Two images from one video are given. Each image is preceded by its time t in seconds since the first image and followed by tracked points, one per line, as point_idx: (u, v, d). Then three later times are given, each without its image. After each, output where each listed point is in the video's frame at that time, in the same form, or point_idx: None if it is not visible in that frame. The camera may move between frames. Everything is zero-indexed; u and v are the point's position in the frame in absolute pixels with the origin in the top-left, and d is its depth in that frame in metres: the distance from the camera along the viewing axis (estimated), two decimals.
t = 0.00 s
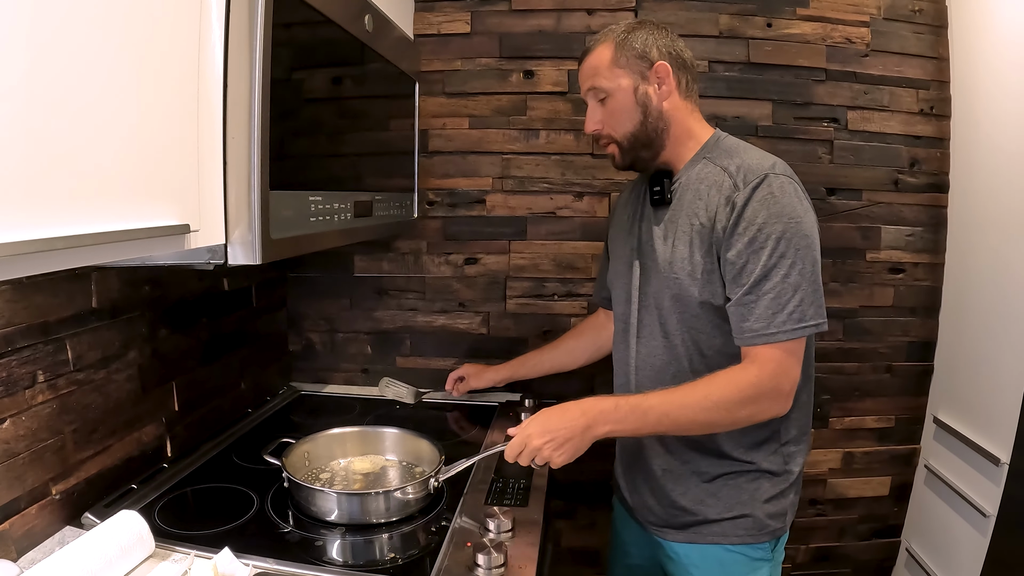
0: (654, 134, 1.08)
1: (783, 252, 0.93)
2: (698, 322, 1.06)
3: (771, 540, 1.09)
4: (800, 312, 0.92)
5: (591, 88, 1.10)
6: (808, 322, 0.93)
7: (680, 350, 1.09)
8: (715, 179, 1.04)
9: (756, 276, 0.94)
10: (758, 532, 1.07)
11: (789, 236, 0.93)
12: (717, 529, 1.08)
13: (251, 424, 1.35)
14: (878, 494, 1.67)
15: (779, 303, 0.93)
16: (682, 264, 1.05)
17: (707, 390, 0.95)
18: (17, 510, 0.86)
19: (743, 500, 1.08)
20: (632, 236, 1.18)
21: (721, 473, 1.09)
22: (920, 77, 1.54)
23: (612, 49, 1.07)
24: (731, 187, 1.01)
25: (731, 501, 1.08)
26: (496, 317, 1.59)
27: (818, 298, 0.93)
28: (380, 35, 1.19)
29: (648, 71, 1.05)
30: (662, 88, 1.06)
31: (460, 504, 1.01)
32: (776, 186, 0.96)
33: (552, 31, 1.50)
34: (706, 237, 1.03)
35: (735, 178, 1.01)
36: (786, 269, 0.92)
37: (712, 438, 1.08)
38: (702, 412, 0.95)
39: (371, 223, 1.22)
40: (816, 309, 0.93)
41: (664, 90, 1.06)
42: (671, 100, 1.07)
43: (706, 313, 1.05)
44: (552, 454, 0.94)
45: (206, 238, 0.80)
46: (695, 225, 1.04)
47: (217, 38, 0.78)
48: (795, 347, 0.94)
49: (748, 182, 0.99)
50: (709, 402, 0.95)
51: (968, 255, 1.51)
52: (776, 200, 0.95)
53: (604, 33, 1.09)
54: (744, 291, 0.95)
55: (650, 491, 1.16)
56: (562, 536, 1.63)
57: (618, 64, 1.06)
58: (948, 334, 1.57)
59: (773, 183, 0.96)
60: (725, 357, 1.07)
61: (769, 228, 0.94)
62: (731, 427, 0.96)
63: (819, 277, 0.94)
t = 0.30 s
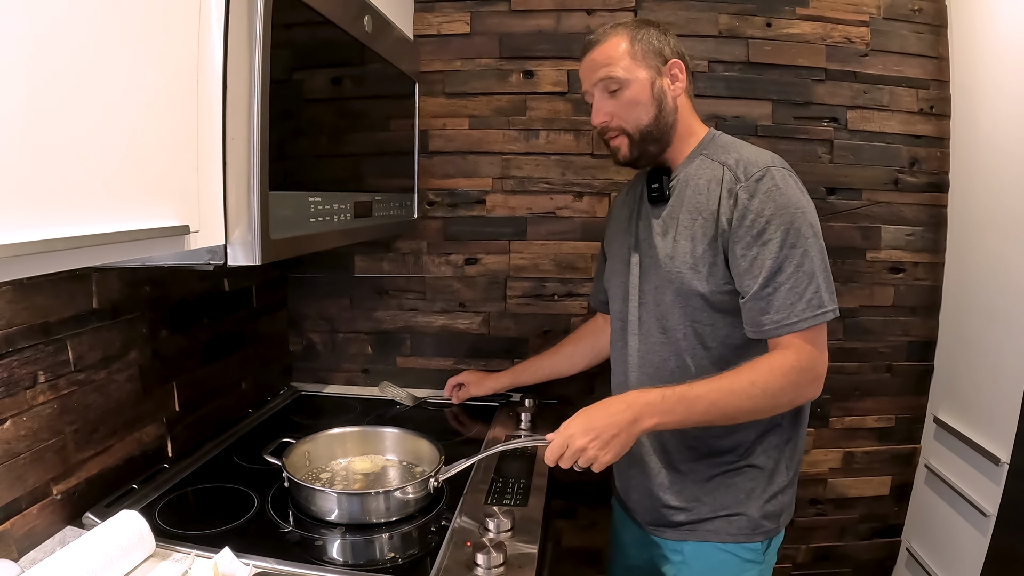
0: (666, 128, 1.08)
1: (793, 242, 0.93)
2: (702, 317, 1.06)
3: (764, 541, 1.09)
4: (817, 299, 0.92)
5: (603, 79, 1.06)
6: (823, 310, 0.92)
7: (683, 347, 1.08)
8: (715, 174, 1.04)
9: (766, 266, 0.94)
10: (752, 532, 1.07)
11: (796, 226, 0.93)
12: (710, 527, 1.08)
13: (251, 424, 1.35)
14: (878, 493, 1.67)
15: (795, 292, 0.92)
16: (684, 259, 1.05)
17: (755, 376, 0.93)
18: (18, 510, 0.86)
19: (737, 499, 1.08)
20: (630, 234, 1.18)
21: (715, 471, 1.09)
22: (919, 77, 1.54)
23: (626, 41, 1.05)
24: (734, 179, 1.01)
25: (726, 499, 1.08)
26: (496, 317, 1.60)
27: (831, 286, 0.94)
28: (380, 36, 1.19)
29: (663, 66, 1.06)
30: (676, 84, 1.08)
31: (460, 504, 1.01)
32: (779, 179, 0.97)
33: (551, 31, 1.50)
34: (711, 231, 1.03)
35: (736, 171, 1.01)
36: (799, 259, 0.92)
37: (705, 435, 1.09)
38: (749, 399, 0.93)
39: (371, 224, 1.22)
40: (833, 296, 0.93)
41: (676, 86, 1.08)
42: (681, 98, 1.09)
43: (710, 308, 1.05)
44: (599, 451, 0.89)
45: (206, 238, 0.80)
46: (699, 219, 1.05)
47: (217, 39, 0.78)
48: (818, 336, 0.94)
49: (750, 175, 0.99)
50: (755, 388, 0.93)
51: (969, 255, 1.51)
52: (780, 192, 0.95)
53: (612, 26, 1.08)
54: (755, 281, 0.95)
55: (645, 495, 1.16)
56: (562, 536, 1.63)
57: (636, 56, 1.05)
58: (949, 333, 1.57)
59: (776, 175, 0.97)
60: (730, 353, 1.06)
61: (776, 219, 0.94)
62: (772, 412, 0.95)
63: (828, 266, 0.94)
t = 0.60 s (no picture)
0: (674, 126, 1.08)
1: (806, 243, 0.93)
2: (708, 319, 1.06)
3: (768, 547, 1.09)
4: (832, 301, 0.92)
5: (613, 71, 1.04)
6: (836, 311, 0.92)
7: (690, 350, 1.08)
8: (723, 173, 1.05)
9: (780, 267, 0.94)
10: (756, 538, 1.07)
11: (808, 226, 0.94)
12: (714, 534, 1.08)
13: (252, 423, 1.35)
14: (878, 493, 1.67)
15: (810, 293, 0.92)
16: (692, 260, 1.05)
17: (774, 376, 0.93)
18: (18, 509, 0.86)
19: (742, 505, 1.08)
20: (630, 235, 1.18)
21: (720, 477, 1.09)
22: (920, 76, 1.54)
23: (638, 34, 1.04)
24: (744, 180, 1.01)
25: (730, 506, 1.08)
26: (497, 317, 1.60)
27: (842, 287, 0.94)
28: (380, 36, 1.19)
29: (673, 63, 1.06)
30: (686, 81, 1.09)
31: (461, 504, 1.01)
32: (790, 178, 0.97)
33: (551, 31, 1.50)
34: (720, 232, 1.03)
35: (746, 171, 1.02)
36: (813, 260, 0.93)
37: (708, 443, 1.09)
38: (771, 399, 0.93)
39: (371, 224, 1.22)
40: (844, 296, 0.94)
41: (685, 84, 1.08)
42: (688, 96, 1.10)
43: (717, 309, 1.05)
44: (622, 459, 0.87)
45: (206, 238, 0.80)
46: (708, 220, 1.04)
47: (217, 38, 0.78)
48: (831, 337, 0.94)
49: (761, 174, 1.00)
50: (779, 389, 0.92)
51: (970, 254, 1.50)
52: (792, 191, 0.96)
53: (620, 16, 1.06)
54: (768, 283, 0.95)
55: (647, 503, 1.16)
56: (563, 535, 1.63)
57: (648, 50, 1.04)
58: (949, 333, 1.57)
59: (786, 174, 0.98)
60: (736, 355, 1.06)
61: (789, 219, 0.94)
62: (792, 413, 0.95)
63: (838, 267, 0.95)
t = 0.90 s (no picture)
0: (696, 127, 0.98)
1: (845, 272, 0.87)
2: (729, 344, 0.99)
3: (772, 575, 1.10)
4: (867, 335, 0.87)
5: (632, 63, 0.94)
6: (871, 345, 0.87)
7: (705, 375, 1.00)
8: (752, 187, 0.97)
9: (817, 297, 0.88)
10: (761, 568, 1.08)
11: (848, 254, 0.88)
12: (720, 565, 1.07)
13: (253, 424, 1.35)
14: (879, 493, 1.67)
15: (847, 327, 0.87)
16: (716, 281, 0.98)
17: (809, 416, 0.87)
18: (20, 510, 0.86)
19: (750, 536, 1.07)
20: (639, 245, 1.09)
21: (729, 509, 1.07)
22: (920, 76, 1.54)
23: (661, 21, 0.93)
24: (776, 196, 0.94)
25: (737, 537, 1.07)
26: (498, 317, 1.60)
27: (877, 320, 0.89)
28: (380, 36, 1.19)
29: (700, 55, 0.96)
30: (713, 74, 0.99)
31: (462, 504, 1.01)
32: (828, 198, 0.91)
33: (552, 31, 1.50)
34: (748, 252, 0.95)
35: (779, 186, 0.94)
36: (851, 290, 0.87)
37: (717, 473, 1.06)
38: (807, 442, 0.87)
39: (372, 224, 1.22)
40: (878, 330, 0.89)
41: (711, 79, 0.98)
42: (713, 93, 1.00)
43: (739, 334, 0.98)
44: (652, 513, 0.80)
45: (207, 239, 0.80)
46: (735, 239, 0.97)
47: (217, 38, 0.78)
48: (863, 372, 0.89)
49: (797, 192, 0.92)
50: (814, 432, 0.86)
51: (970, 254, 1.51)
52: (832, 214, 0.89)
53: None
54: (804, 313, 0.89)
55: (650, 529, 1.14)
56: (564, 536, 1.63)
57: (672, 39, 0.93)
58: (950, 332, 1.57)
59: (825, 194, 0.91)
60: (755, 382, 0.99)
61: (829, 245, 0.88)
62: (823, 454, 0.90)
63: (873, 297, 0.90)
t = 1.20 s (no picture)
0: (724, 131, 0.80)
1: (908, 315, 0.73)
2: (765, 389, 0.84)
3: None
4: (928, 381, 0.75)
5: (643, 56, 0.76)
6: (929, 395, 0.75)
7: (735, 422, 0.87)
8: (794, 209, 0.80)
9: (876, 350, 0.74)
10: None
11: (910, 293, 0.74)
12: None
13: (256, 429, 1.35)
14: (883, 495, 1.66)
15: (907, 376, 0.74)
16: (752, 323, 0.82)
17: (862, 480, 0.74)
18: (23, 515, 0.86)
19: None
20: (652, 270, 0.91)
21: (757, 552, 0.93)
22: (921, 78, 1.54)
23: None
24: (827, 224, 0.77)
25: None
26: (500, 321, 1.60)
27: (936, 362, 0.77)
28: (382, 41, 1.20)
29: (729, 42, 0.78)
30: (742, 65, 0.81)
31: (466, 508, 1.01)
32: (889, 226, 0.75)
33: (554, 35, 1.50)
34: (793, 291, 0.79)
35: (829, 210, 0.78)
36: (913, 334, 0.74)
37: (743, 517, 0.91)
38: (861, 508, 0.74)
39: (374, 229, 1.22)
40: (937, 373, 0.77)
41: (741, 72, 0.80)
42: (743, 88, 0.82)
43: (777, 379, 0.83)
44: None
45: (212, 244, 0.80)
46: (776, 274, 0.81)
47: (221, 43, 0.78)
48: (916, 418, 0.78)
49: (852, 220, 0.76)
50: (866, 495, 0.74)
51: (972, 256, 1.51)
52: (894, 246, 0.74)
53: None
54: (860, 363, 0.75)
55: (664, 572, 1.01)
56: (567, 540, 1.62)
57: (695, 23, 0.75)
58: (952, 334, 1.57)
59: (886, 221, 0.75)
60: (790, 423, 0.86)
61: (890, 285, 0.73)
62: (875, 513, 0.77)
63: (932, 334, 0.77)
